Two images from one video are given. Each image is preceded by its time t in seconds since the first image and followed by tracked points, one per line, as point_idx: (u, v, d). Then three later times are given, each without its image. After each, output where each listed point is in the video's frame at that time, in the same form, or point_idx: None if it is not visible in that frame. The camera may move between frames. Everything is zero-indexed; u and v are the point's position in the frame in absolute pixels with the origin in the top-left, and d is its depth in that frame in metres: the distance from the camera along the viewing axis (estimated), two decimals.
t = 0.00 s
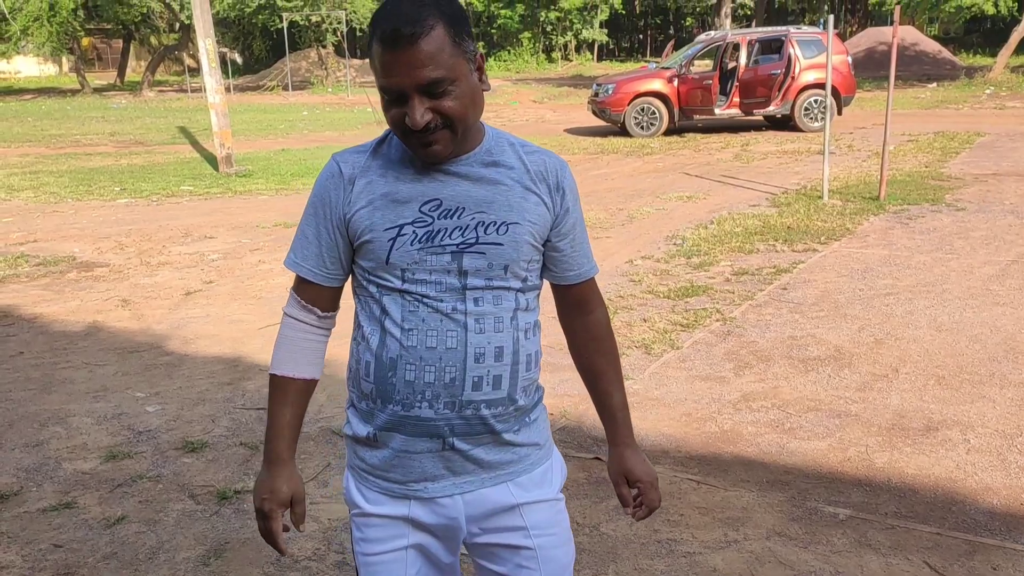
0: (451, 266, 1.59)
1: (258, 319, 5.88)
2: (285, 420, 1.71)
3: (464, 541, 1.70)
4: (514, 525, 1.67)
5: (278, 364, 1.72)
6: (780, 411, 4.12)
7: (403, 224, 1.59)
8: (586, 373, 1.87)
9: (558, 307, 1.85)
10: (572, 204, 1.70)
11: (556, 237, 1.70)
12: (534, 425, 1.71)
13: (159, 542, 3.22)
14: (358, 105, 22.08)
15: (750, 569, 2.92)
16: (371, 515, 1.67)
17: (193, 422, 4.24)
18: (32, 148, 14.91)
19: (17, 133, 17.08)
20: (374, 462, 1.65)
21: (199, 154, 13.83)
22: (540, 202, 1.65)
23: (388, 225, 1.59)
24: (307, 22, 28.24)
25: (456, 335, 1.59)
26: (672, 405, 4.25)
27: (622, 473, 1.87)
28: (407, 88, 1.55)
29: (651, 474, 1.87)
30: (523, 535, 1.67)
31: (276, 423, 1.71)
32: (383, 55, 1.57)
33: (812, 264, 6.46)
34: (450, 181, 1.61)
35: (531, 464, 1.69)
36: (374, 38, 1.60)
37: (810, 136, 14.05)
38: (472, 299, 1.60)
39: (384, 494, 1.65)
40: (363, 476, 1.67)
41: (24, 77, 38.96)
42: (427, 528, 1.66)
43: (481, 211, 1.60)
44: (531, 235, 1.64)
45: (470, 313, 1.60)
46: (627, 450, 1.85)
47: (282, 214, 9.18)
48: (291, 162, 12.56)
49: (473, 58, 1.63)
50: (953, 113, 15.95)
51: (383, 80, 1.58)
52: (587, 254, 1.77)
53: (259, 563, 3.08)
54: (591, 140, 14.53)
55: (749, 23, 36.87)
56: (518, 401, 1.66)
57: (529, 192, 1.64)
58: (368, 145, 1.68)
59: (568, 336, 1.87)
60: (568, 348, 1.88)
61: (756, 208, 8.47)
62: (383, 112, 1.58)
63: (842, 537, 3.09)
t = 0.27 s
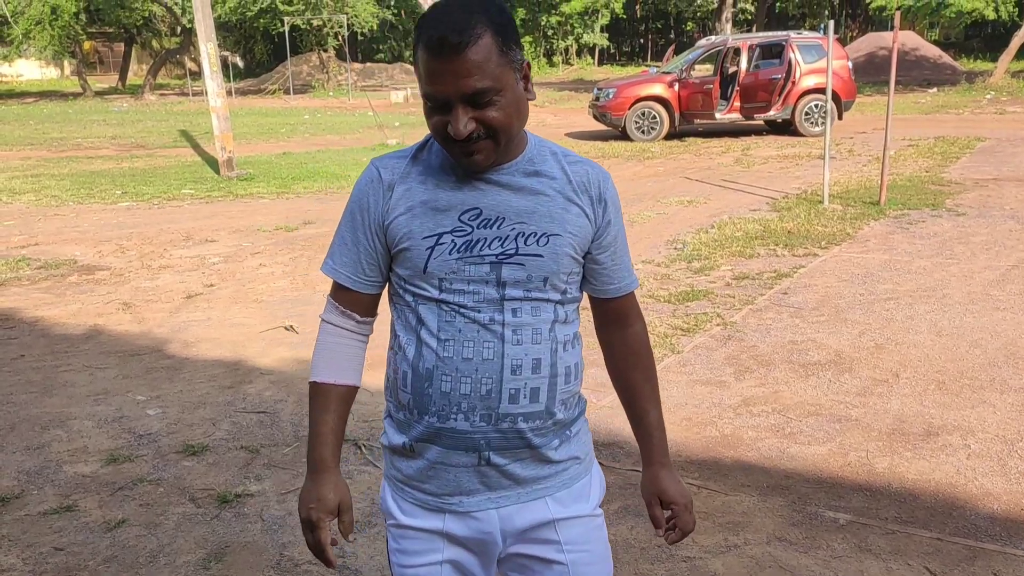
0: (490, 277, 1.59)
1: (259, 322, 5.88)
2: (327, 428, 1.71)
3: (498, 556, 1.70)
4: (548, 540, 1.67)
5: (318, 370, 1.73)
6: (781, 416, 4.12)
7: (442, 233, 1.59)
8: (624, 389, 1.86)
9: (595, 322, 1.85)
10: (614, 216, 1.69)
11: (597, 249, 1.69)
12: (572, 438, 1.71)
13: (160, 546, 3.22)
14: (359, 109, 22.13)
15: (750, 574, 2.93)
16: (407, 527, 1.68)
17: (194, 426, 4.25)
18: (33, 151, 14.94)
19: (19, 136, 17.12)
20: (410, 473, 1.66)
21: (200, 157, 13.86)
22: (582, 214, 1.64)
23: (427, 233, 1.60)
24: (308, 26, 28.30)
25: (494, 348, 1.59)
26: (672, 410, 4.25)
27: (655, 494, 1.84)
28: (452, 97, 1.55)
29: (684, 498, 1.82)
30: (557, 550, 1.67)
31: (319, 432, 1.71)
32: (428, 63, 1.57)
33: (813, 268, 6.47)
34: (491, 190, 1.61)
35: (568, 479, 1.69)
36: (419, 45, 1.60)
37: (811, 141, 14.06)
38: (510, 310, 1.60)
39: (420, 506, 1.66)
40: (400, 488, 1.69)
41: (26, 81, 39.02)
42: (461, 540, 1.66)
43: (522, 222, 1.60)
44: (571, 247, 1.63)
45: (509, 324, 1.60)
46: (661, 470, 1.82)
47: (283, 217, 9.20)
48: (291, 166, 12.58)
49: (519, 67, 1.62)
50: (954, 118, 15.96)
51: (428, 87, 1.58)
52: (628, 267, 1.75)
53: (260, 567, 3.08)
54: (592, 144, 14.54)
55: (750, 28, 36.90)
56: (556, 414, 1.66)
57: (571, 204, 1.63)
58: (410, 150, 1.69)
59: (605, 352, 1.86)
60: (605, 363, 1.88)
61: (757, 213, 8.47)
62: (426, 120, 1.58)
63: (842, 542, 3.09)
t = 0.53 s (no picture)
0: (530, 280, 1.58)
1: (259, 321, 5.88)
2: (354, 429, 1.72)
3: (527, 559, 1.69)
4: (581, 548, 1.66)
5: (351, 367, 1.74)
6: (781, 415, 4.11)
7: (483, 234, 1.58)
8: (669, 393, 1.84)
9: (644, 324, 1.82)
10: (662, 217, 1.66)
11: (643, 252, 1.67)
12: (611, 445, 1.70)
13: (159, 545, 3.21)
14: (359, 108, 22.12)
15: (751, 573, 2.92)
16: (432, 527, 1.67)
17: (194, 424, 4.24)
18: (33, 150, 14.94)
19: (18, 135, 17.11)
20: (445, 476, 1.66)
21: (200, 157, 13.84)
22: (628, 215, 1.62)
23: (467, 234, 1.59)
24: (308, 25, 28.29)
25: (534, 353, 1.58)
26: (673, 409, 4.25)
27: (703, 504, 1.83)
28: (495, 96, 1.53)
29: (735, 507, 1.81)
30: (589, 558, 1.66)
31: (345, 431, 1.72)
32: (471, 62, 1.55)
33: (813, 268, 6.46)
34: (534, 190, 1.60)
35: (604, 487, 1.68)
36: (461, 42, 1.58)
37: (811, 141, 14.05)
38: (551, 315, 1.58)
39: (452, 508, 1.65)
40: (431, 489, 1.68)
41: (26, 80, 39.00)
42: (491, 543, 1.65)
43: (565, 225, 1.58)
44: (615, 250, 1.61)
45: (549, 329, 1.58)
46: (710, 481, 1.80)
47: (283, 217, 9.20)
48: (291, 165, 12.58)
49: (564, 64, 1.59)
50: (954, 118, 15.95)
51: (470, 86, 1.56)
52: (677, 269, 1.73)
53: (259, 566, 3.07)
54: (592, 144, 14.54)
55: (750, 28, 36.88)
56: (596, 420, 1.65)
57: (616, 206, 1.61)
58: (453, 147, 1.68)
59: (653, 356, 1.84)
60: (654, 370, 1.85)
61: (757, 213, 8.47)
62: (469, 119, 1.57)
63: (844, 542, 3.08)
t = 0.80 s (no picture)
0: (544, 281, 1.56)
1: (258, 320, 5.87)
2: (367, 424, 1.74)
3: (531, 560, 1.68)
4: (587, 552, 1.65)
5: (366, 361, 1.75)
6: (781, 414, 4.11)
7: (498, 233, 1.57)
8: (694, 400, 1.79)
9: (669, 327, 1.78)
10: (684, 218, 1.62)
11: (664, 253, 1.63)
12: (621, 450, 1.68)
13: (157, 543, 3.20)
14: (358, 107, 22.10)
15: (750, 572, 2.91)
16: (434, 524, 1.66)
17: (193, 423, 4.23)
18: (32, 148, 14.91)
19: (17, 134, 17.08)
20: (452, 477, 1.65)
21: (199, 155, 13.82)
22: (648, 216, 1.59)
23: (482, 232, 1.58)
24: (307, 24, 28.26)
25: (546, 356, 1.57)
26: (673, 408, 4.24)
27: (730, 514, 1.80)
28: (513, 92, 1.50)
29: (762, 517, 1.78)
30: (595, 563, 1.65)
31: (358, 427, 1.74)
32: (489, 57, 1.52)
33: (813, 267, 6.45)
34: (551, 189, 1.58)
35: (612, 494, 1.66)
36: (479, 34, 1.55)
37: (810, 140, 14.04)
38: (564, 318, 1.57)
39: (458, 508, 1.64)
40: (436, 487, 1.67)
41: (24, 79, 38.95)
42: (494, 544, 1.64)
43: (582, 226, 1.56)
44: (634, 252, 1.58)
45: (561, 333, 1.57)
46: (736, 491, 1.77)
47: (282, 215, 9.18)
48: (291, 164, 12.56)
49: (586, 59, 1.56)
50: (954, 117, 15.95)
51: (488, 81, 1.54)
52: (701, 271, 1.68)
53: (258, 565, 3.07)
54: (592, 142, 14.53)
55: (749, 27, 36.87)
56: (607, 425, 1.63)
57: (636, 207, 1.58)
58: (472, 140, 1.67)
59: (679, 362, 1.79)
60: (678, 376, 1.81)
61: (757, 211, 8.46)
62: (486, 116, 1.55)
63: (844, 540, 3.08)
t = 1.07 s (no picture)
0: (521, 289, 1.53)
1: (258, 319, 5.86)
2: (335, 435, 1.71)
3: None
4: (570, 565, 1.62)
5: (335, 370, 1.72)
6: (781, 414, 4.10)
7: (472, 240, 1.54)
8: (671, 406, 1.77)
9: (644, 333, 1.76)
10: (662, 223, 1.61)
11: (641, 258, 1.61)
12: (602, 458, 1.66)
13: (157, 543, 3.20)
14: (358, 106, 22.09)
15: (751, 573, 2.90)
16: (414, 542, 1.64)
17: (192, 423, 4.22)
18: (32, 147, 14.89)
19: (17, 132, 17.07)
20: (429, 490, 1.62)
21: (199, 154, 13.81)
22: (626, 221, 1.56)
23: (456, 239, 1.55)
24: (308, 22, 28.23)
25: (524, 366, 1.54)
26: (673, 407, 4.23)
27: (704, 523, 1.76)
28: (491, 97, 1.47)
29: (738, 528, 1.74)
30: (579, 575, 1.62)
31: (326, 437, 1.71)
32: (466, 61, 1.48)
33: (813, 266, 6.45)
34: (527, 194, 1.55)
35: (593, 504, 1.63)
36: (456, 36, 1.51)
37: (811, 138, 14.03)
38: (542, 326, 1.54)
39: (436, 523, 1.62)
40: (414, 504, 1.64)
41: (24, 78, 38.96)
42: (473, 559, 1.61)
43: (558, 232, 1.53)
44: (612, 257, 1.56)
45: (539, 341, 1.54)
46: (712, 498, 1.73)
47: (282, 214, 9.18)
48: (291, 163, 12.55)
49: (566, 64, 1.53)
50: (954, 116, 15.94)
51: (465, 85, 1.50)
52: (679, 275, 1.66)
53: (257, 565, 3.06)
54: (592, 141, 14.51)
55: (750, 25, 36.85)
56: (588, 434, 1.61)
57: (614, 213, 1.55)
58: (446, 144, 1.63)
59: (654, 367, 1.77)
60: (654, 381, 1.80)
61: (757, 210, 8.45)
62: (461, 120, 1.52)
63: (844, 541, 3.07)
